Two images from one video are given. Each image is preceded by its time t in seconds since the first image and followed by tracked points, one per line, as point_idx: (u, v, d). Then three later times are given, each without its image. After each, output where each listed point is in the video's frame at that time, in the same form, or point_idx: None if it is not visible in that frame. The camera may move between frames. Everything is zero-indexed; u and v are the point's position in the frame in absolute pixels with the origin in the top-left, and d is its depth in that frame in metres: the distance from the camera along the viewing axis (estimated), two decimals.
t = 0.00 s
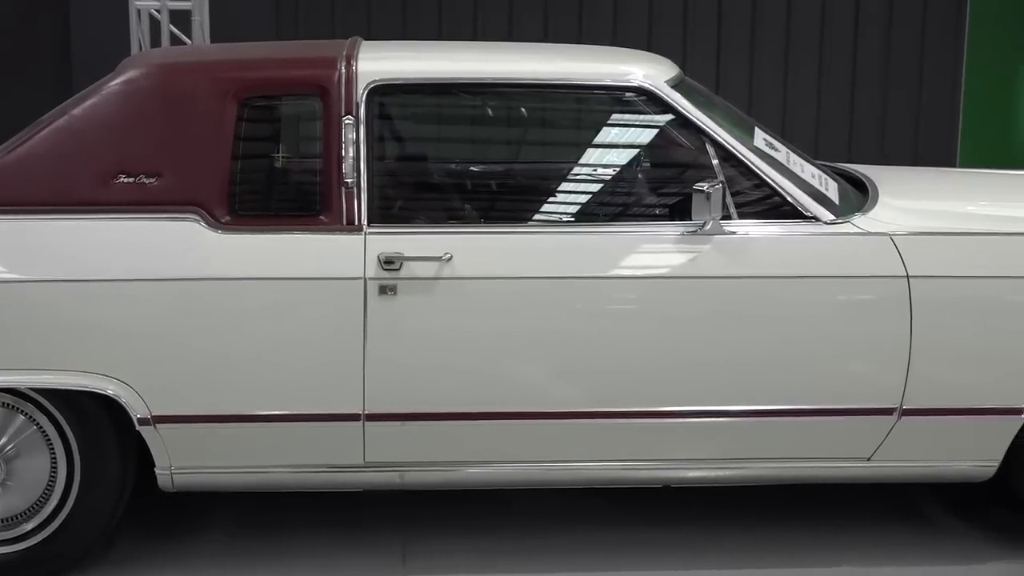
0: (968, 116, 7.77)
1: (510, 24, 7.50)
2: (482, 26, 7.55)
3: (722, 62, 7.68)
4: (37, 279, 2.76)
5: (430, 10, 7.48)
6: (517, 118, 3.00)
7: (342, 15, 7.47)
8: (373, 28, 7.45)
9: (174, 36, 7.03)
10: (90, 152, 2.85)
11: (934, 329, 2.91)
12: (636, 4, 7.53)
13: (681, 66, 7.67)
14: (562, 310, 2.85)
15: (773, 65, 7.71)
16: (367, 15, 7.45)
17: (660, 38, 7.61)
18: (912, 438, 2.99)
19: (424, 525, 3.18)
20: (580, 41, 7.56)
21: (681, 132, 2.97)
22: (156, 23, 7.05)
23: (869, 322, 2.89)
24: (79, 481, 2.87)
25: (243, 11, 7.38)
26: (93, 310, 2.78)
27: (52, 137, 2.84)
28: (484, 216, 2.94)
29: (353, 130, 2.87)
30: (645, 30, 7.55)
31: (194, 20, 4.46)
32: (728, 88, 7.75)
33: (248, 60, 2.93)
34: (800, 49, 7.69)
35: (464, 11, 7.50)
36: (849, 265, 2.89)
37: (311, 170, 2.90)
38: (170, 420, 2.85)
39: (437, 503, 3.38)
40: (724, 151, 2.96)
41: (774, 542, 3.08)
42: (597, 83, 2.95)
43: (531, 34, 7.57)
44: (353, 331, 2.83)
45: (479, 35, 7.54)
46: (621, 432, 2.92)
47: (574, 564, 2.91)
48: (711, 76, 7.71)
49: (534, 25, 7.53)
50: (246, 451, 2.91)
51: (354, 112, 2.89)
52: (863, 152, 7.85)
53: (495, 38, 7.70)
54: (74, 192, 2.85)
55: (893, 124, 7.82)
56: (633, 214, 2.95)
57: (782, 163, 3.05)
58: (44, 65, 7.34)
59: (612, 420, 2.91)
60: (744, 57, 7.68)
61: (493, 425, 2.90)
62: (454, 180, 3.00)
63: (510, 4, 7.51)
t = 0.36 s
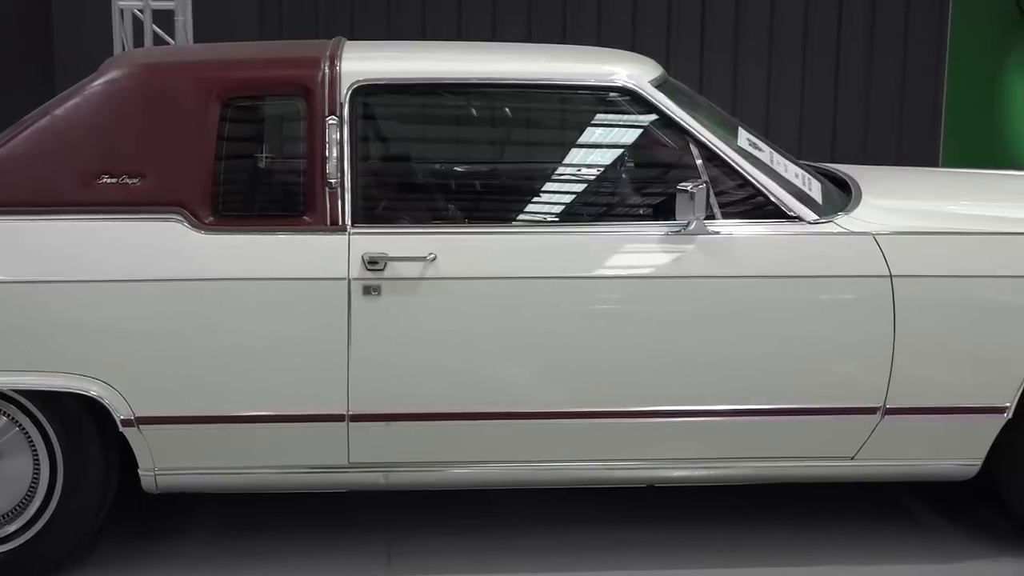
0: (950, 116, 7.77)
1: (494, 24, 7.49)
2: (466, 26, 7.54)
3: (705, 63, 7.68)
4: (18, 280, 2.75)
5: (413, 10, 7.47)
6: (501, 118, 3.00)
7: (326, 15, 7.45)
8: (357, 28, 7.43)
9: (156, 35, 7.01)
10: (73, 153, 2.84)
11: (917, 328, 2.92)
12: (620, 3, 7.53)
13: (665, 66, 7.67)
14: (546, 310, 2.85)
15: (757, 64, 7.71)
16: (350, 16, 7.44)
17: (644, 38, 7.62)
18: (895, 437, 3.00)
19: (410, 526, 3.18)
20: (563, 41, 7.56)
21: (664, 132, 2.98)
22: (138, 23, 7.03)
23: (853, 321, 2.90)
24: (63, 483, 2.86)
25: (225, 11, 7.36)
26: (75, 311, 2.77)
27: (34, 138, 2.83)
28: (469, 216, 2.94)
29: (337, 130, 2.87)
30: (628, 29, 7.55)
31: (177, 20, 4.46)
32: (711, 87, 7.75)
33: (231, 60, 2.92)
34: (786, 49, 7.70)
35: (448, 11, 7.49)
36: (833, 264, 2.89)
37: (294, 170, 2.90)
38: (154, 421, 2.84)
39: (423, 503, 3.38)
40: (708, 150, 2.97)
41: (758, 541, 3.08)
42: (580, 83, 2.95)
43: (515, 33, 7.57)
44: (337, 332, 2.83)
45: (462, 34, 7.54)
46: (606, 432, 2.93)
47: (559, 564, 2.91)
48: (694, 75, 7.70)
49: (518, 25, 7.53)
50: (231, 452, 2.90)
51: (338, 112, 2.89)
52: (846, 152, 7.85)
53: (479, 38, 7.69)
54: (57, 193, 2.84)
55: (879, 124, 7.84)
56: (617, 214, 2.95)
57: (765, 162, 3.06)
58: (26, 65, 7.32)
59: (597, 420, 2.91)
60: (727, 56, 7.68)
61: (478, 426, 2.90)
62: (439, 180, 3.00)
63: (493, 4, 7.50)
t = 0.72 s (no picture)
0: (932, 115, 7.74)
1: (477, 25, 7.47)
2: (449, 27, 7.52)
3: (688, 64, 7.68)
4: None
5: (397, 11, 7.45)
6: (484, 118, 3.00)
7: (309, 15, 7.42)
8: (341, 30, 7.41)
9: (139, 36, 6.99)
10: (55, 153, 2.84)
11: (900, 328, 2.92)
12: (603, 4, 7.52)
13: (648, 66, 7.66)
14: (529, 310, 2.85)
15: (741, 64, 7.69)
16: (334, 16, 7.42)
17: (627, 39, 7.61)
18: (878, 436, 3.01)
19: (394, 527, 3.18)
20: (546, 41, 7.55)
21: (648, 132, 2.99)
22: (121, 23, 7.01)
23: (836, 321, 2.91)
24: (45, 485, 2.85)
25: (209, 12, 7.34)
26: (57, 312, 2.76)
27: (17, 138, 2.83)
28: (452, 217, 2.94)
29: (320, 130, 2.87)
30: (612, 29, 7.54)
31: (160, 20, 4.46)
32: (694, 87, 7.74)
33: (213, 61, 2.92)
34: (771, 49, 7.68)
35: (432, 11, 7.48)
36: (816, 264, 2.90)
37: (277, 171, 2.90)
38: (137, 423, 2.83)
39: (407, 504, 3.38)
40: (691, 151, 2.98)
41: (743, 540, 3.09)
42: (564, 83, 2.96)
43: (499, 34, 7.56)
44: (320, 333, 2.82)
45: (446, 35, 7.52)
46: (590, 432, 2.93)
47: (544, 564, 2.91)
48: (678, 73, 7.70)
49: (501, 26, 7.52)
50: (214, 453, 2.89)
51: (321, 113, 2.89)
52: (828, 152, 7.86)
53: (462, 38, 7.65)
54: (39, 194, 2.83)
55: (863, 125, 7.86)
56: (601, 214, 2.96)
57: (748, 162, 3.07)
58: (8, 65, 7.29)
59: (581, 420, 2.92)
60: (710, 56, 7.67)
61: (462, 426, 2.90)
62: (422, 181, 2.98)
63: (477, 4, 7.49)
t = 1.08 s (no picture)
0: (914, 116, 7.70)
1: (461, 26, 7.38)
2: (433, 27, 7.43)
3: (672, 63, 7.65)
4: None
5: (380, 11, 7.36)
6: (468, 118, 3.00)
7: (293, 15, 7.34)
8: (325, 29, 7.32)
9: (122, 35, 6.93)
10: (37, 154, 2.83)
11: (882, 327, 2.93)
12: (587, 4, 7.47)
13: (631, 66, 7.63)
14: (514, 310, 2.85)
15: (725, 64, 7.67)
16: (318, 16, 7.33)
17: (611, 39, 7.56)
18: (861, 435, 3.02)
19: (378, 528, 3.17)
20: (530, 40, 7.51)
21: (631, 132, 3.00)
22: (104, 22, 6.95)
23: (819, 321, 2.92)
24: (28, 486, 2.84)
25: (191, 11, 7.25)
26: (39, 313, 2.75)
27: None
28: (437, 217, 2.94)
29: (304, 130, 2.87)
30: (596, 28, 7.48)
31: (143, 20, 4.45)
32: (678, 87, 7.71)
33: (195, 61, 2.92)
34: (755, 49, 7.66)
35: (416, 11, 7.39)
36: (799, 264, 2.91)
37: (260, 171, 2.89)
38: (120, 424, 2.82)
39: (391, 505, 3.38)
40: (675, 150, 2.99)
41: (728, 540, 3.09)
42: (548, 84, 2.97)
43: (483, 34, 7.48)
44: (304, 333, 2.82)
45: (430, 35, 7.42)
46: (575, 432, 2.93)
47: (529, 565, 2.91)
48: (663, 70, 7.67)
49: (485, 27, 7.43)
50: (198, 454, 2.89)
51: (304, 113, 2.88)
52: (811, 152, 7.86)
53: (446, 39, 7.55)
54: (21, 194, 2.82)
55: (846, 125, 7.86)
56: (585, 214, 2.96)
57: (732, 162, 3.08)
58: None
59: (565, 420, 2.92)
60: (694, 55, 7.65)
61: (447, 426, 2.89)
62: (406, 181, 2.98)
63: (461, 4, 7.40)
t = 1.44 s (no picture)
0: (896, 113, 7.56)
1: (444, 26, 7.17)
2: (417, 27, 7.22)
3: (655, 63, 7.46)
4: None
5: (363, 11, 7.15)
6: (451, 118, 3.01)
7: (275, 14, 7.10)
8: (307, 28, 7.12)
9: (103, 35, 6.83)
10: (19, 155, 2.82)
11: (866, 327, 2.94)
12: (570, 5, 7.28)
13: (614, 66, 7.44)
14: (498, 310, 2.85)
15: (707, 65, 7.50)
16: (300, 13, 7.11)
17: (594, 41, 7.36)
18: (845, 434, 3.03)
19: (363, 529, 3.17)
20: (513, 40, 7.30)
21: (614, 132, 3.00)
22: (84, 22, 6.86)
23: (802, 320, 2.93)
24: (10, 488, 2.83)
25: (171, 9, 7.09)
26: (22, 314, 2.74)
27: None
28: (420, 217, 2.94)
29: (287, 130, 2.87)
30: (579, 27, 7.29)
31: (124, 19, 4.42)
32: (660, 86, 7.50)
33: (178, 61, 2.91)
34: (735, 50, 7.49)
35: (400, 9, 7.19)
36: (782, 264, 2.92)
37: (244, 172, 2.89)
38: (103, 425, 2.81)
39: (376, 506, 3.37)
40: (658, 150, 2.99)
41: (712, 539, 3.10)
42: (531, 84, 2.97)
43: (466, 34, 7.28)
44: (287, 334, 2.81)
45: (414, 36, 7.22)
46: (559, 432, 2.93)
47: (514, 565, 2.91)
48: (646, 75, 7.48)
49: (468, 27, 7.23)
50: (181, 455, 2.88)
51: (287, 113, 2.88)
52: (794, 152, 7.69)
53: (428, 38, 7.32)
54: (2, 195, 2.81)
55: (827, 125, 7.69)
56: (568, 214, 2.96)
57: (715, 162, 3.09)
58: None
59: (550, 420, 2.92)
60: (676, 57, 7.47)
61: (431, 427, 2.89)
62: (390, 181, 2.99)
63: (444, 4, 7.18)
